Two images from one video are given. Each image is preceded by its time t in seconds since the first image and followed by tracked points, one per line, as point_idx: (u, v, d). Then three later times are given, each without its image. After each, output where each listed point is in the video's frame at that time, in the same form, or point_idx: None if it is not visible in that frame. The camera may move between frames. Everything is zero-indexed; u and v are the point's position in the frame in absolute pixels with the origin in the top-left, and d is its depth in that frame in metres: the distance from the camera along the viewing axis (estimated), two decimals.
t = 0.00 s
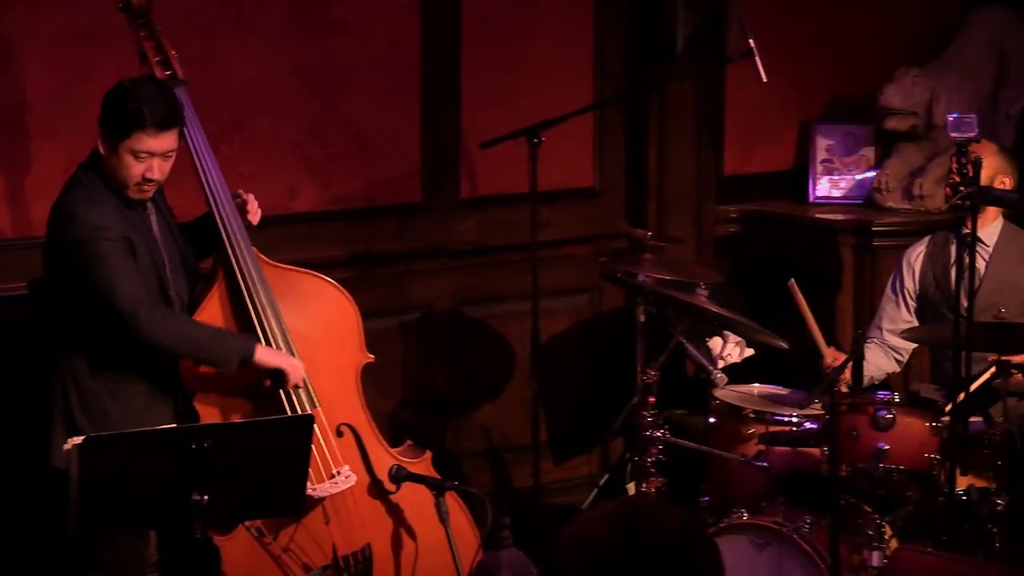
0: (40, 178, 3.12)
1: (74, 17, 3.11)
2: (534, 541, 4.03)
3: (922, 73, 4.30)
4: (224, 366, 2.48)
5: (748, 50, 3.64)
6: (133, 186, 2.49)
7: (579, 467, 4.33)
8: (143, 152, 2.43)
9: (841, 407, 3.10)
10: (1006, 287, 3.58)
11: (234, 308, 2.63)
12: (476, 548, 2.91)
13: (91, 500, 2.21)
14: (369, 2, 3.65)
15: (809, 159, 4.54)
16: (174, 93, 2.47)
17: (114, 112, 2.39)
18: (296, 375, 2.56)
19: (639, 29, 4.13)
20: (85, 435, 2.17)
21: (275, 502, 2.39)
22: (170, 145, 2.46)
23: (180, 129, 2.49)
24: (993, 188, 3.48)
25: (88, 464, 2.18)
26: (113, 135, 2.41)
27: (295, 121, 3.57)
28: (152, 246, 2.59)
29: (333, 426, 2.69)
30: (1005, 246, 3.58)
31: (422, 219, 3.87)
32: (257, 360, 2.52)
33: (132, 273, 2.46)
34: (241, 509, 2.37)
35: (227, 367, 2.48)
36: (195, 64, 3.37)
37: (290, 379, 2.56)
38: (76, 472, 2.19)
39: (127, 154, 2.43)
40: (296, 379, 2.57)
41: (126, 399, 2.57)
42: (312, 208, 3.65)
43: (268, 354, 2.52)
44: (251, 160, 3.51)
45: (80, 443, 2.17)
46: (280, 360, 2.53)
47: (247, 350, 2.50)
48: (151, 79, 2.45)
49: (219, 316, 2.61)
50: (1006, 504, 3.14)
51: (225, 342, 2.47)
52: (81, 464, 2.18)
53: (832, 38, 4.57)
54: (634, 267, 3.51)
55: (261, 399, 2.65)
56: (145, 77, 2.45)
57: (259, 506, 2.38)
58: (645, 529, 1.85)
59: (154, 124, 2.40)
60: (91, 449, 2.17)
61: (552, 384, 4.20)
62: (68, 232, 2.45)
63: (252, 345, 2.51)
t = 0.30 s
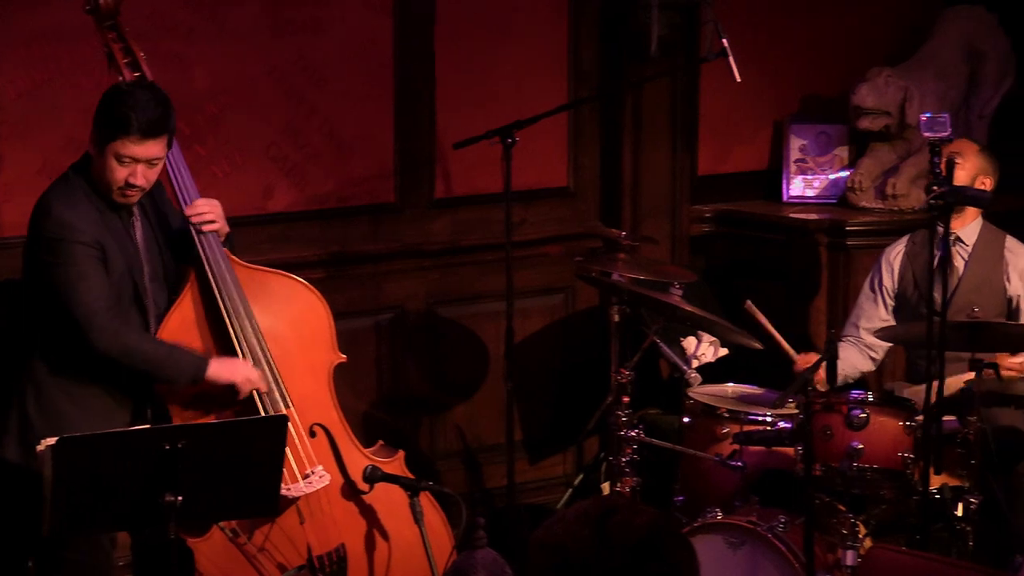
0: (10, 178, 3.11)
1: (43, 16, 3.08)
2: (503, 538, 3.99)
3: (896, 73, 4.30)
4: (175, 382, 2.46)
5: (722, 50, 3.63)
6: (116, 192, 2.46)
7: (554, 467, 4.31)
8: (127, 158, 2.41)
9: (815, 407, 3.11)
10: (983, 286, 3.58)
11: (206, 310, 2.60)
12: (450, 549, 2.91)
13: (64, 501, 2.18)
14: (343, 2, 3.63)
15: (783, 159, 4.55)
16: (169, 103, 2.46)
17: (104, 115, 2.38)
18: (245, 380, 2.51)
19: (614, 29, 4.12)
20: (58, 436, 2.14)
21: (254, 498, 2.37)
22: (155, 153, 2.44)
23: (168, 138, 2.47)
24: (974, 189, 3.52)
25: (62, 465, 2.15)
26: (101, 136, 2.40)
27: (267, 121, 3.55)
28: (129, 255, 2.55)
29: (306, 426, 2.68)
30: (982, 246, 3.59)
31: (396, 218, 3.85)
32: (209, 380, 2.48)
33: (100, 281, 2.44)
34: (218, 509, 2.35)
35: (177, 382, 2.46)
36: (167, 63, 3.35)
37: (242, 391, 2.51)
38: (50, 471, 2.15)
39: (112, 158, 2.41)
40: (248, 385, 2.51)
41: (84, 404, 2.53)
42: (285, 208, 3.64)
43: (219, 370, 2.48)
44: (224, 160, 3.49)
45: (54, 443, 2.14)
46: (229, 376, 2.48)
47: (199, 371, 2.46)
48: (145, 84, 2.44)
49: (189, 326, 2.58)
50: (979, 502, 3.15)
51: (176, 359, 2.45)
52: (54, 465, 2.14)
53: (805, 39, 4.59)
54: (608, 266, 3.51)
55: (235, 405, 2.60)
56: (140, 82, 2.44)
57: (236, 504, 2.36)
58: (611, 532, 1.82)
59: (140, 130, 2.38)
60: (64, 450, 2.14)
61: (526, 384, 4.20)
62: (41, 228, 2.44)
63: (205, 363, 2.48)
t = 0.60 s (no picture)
0: None
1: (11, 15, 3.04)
2: (473, 535, 3.97)
3: (866, 73, 4.31)
4: (162, 371, 2.44)
5: (692, 50, 3.63)
6: (99, 189, 2.44)
7: (524, 467, 4.30)
8: (112, 153, 2.40)
9: (786, 407, 3.13)
10: (956, 287, 3.60)
11: (178, 308, 2.58)
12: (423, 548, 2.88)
13: (34, 503, 2.15)
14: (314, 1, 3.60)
15: (753, 159, 4.56)
16: (154, 101, 2.47)
17: (91, 110, 2.38)
18: (230, 373, 2.51)
19: (585, 29, 4.11)
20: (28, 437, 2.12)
21: (226, 497, 2.34)
22: (141, 150, 2.42)
23: (153, 137, 2.47)
24: (951, 191, 3.57)
25: (30, 466, 2.13)
26: (85, 132, 2.38)
27: (237, 121, 3.51)
28: (110, 250, 2.54)
29: (277, 427, 2.66)
30: (956, 246, 3.62)
31: (367, 218, 3.82)
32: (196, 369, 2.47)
33: (86, 274, 2.42)
34: (191, 509, 2.33)
35: (165, 373, 2.44)
36: (137, 63, 3.31)
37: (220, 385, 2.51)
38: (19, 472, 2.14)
39: (96, 153, 2.39)
40: (232, 378, 2.51)
41: (62, 400, 2.49)
42: (256, 209, 3.60)
43: (206, 359, 2.47)
44: (194, 160, 3.45)
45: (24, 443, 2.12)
46: (218, 369, 2.49)
47: (188, 357, 2.45)
48: (133, 83, 2.44)
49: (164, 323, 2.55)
50: (949, 501, 3.16)
51: (165, 347, 2.43)
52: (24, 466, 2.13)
53: (776, 39, 4.60)
54: (580, 266, 3.50)
55: (207, 405, 2.58)
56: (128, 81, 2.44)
57: (208, 503, 2.33)
58: (585, 530, 1.79)
59: (127, 125, 2.38)
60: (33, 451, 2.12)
61: (497, 384, 4.19)
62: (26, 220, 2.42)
63: (193, 351, 2.47)
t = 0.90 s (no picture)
0: None
1: None
2: (446, 539, 3.99)
3: (835, 73, 4.35)
4: (147, 362, 2.52)
5: (662, 50, 3.62)
6: (61, 167, 2.48)
7: (495, 467, 4.29)
8: (70, 129, 2.44)
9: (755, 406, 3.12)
10: (926, 286, 3.63)
11: (157, 306, 2.68)
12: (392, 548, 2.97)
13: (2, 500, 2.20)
14: (284, 2, 3.58)
15: (723, 158, 4.58)
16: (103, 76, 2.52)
17: (43, 87, 2.42)
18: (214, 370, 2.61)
19: (556, 30, 4.11)
20: None
21: (201, 497, 2.38)
22: (97, 122, 2.47)
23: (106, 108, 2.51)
24: (923, 192, 3.60)
25: None
26: (40, 112, 2.43)
27: (208, 122, 3.49)
28: (81, 234, 2.59)
29: (253, 425, 2.75)
30: (927, 245, 3.63)
31: (338, 219, 3.80)
32: (178, 364, 2.57)
33: (64, 258, 2.48)
34: (165, 509, 2.37)
35: (149, 364, 2.52)
36: (107, 64, 3.30)
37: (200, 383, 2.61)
38: None
39: (55, 132, 2.44)
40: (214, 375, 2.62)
41: (59, 386, 2.57)
42: (227, 209, 3.58)
43: (190, 357, 2.57)
44: (164, 160, 3.43)
45: None
46: (200, 365, 2.59)
47: (169, 352, 2.54)
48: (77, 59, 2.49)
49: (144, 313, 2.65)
50: (917, 499, 3.21)
51: (150, 338, 2.52)
52: None
53: (746, 38, 4.61)
54: (550, 266, 3.49)
55: (185, 401, 2.68)
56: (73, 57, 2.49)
57: (183, 503, 2.37)
58: (556, 529, 1.79)
59: (81, 98, 2.42)
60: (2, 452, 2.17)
61: (468, 384, 4.17)
62: None
63: (177, 348, 2.56)
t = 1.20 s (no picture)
0: None
1: None
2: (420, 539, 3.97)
3: (806, 72, 4.36)
4: (110, 369, 2.51)
5: (634, 50, 3.61)
6: (12, 166, 2.48)
7: (468, 467, 4.27)
8: (16, 127, 2.45)
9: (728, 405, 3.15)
10: (902, 285, 3.64)
11: (134, 308, 2.67)
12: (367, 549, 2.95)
13: None
14: (254, 2, 3.56)
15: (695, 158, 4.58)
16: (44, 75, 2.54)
17: None
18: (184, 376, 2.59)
19: (528, 31, 4.10)
20: None
21: (171, 496, 2.38)
22: (41, 118, 2.49)
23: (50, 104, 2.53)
24: (896, 191, 3.61)
25: None
26: None
27: (181, 121, 3.47)
28: (42, 232, 2.57)
29: (228, 424, 2.73)
30: (902, 244, 3.65)
31: (310, 219, 3.78)
32: (146, 369, 2.55)
33: (23, 260, 2.48)
34: (135, 509, 2.37)
35: (113, 371, 2.51)
36: (78, 64, 3.27)
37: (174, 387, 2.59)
38: None
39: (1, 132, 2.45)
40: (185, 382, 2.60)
41: (36, 387, 2.54)
42: (200, 209, 3.55)
43: (157, 363, 2.55)
44: (135, 161, 3.41)
45: None
46: (168, 369, 2.57)
47: (135, 358, 2.53)
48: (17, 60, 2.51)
49: (116, 313, 2.65)
50: (890, 498, 3.22)
51: (114, 343, 2.51)
52: None
53: (717, 38, 4.62)
54: (523, 266, 3.48)
55: (160, 402, 2.66)
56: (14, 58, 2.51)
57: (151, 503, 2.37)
58: (535, 530, 1.92)
59: (22, 94, 2.45)
60: None
61: (441, 384, 4.16)
62: None
63: (142, 353, 2.55)
